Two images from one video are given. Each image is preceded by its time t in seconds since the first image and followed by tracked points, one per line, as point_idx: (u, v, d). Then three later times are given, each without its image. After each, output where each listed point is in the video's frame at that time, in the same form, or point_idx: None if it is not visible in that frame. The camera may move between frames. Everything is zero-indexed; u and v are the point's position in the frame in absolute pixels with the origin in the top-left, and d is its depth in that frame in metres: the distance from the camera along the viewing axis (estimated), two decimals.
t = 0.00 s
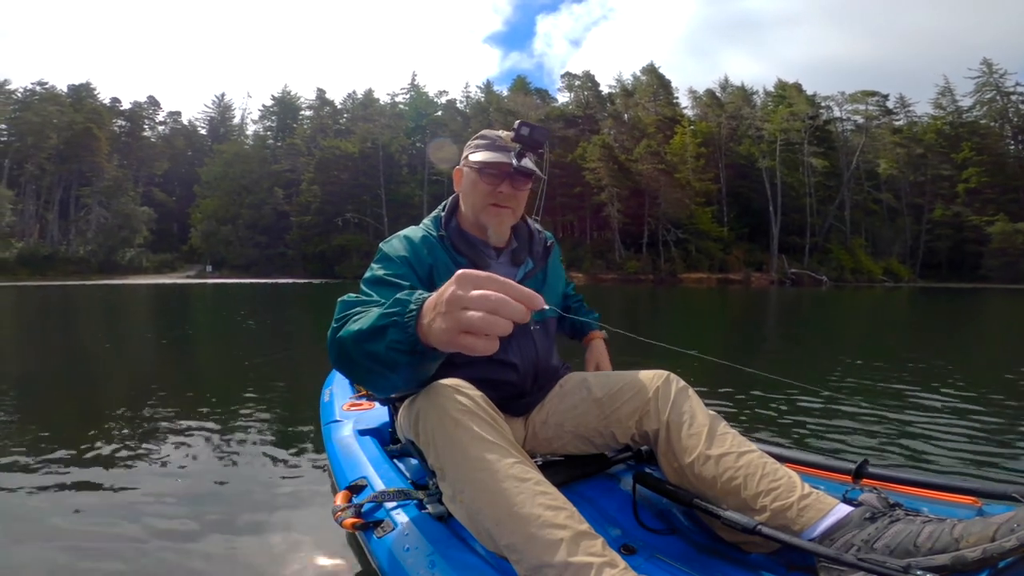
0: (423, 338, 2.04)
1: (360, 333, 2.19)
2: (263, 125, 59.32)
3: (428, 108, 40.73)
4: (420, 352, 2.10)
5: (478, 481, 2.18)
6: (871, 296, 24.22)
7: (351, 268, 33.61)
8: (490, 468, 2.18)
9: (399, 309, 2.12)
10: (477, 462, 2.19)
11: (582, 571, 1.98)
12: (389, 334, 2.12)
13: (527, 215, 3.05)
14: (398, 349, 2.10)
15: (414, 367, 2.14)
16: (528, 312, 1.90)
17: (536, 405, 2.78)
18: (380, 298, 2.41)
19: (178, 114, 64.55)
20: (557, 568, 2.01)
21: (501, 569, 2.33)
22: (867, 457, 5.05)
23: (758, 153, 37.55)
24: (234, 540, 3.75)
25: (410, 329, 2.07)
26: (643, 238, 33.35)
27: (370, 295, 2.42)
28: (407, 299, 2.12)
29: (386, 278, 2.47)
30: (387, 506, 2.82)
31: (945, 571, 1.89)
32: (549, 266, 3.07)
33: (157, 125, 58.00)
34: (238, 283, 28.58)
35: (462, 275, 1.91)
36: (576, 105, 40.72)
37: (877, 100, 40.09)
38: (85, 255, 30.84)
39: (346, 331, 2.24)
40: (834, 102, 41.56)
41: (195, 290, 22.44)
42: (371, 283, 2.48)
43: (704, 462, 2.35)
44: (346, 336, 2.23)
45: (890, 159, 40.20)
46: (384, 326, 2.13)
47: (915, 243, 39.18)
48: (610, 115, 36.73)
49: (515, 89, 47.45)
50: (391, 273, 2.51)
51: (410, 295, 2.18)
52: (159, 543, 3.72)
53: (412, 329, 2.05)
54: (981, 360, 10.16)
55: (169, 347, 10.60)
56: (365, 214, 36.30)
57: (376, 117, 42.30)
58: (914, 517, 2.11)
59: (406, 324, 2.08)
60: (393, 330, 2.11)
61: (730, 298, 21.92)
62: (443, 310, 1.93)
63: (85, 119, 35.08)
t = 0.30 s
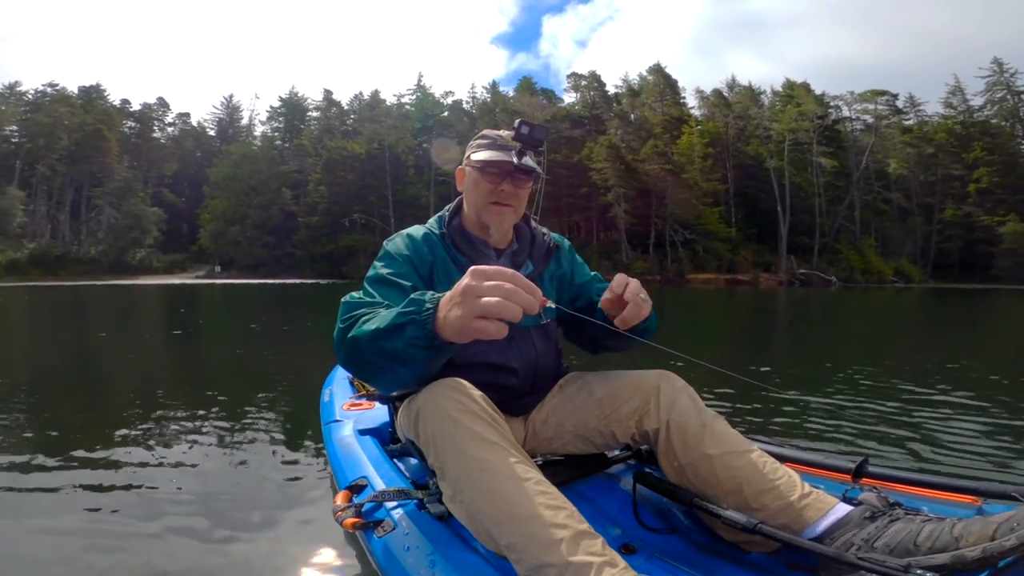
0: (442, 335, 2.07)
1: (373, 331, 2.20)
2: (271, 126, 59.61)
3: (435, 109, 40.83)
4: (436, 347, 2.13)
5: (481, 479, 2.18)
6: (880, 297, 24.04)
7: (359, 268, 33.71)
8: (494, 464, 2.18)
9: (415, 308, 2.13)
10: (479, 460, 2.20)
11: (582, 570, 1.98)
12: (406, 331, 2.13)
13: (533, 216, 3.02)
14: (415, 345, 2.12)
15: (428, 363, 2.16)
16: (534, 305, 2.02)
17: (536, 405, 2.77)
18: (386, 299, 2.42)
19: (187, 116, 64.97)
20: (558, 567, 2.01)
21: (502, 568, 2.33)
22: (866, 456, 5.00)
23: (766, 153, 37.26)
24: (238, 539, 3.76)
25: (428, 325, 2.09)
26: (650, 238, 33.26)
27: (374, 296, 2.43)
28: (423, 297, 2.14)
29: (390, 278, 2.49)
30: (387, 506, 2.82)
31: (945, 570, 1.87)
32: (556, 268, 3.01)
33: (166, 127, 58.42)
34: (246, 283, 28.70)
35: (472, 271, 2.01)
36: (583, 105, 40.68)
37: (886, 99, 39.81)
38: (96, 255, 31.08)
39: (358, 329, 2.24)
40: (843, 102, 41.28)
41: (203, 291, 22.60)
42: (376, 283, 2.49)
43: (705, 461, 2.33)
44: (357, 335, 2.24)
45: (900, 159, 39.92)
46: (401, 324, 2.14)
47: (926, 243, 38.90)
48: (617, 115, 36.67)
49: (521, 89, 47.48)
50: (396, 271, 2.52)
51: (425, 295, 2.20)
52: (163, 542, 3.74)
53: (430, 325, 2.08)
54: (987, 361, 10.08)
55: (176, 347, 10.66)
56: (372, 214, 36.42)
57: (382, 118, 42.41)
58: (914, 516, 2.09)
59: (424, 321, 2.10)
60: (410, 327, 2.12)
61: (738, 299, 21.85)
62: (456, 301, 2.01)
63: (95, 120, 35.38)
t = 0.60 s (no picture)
0: (441, 341, 2.07)
1: (374, 334, 2.19)
2: (273, 127, 59.68)
3: (436, 108, 40.86)
4: (435, 352, 2.13)
5: (480, 483, 2.17)
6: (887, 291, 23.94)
7: (362, 268, 33.76)
8: (492, 467, 2.16)
9: (416, 314, 2.13)
10: (478, 462, 2.19)
11: (582, 571, 1.97)
12: (408, 337, 2.13)
13: (534, 216, 2.99)
14: (416, 350, 2.12)
15: (428, 367, 2.16)
16: (530, 304, 2.03)
17: (535, 407, 2.77)
18: (387, 302, 2.41)
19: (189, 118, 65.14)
20: (558, 568, 2.00)
21: (501, 569, 2.32)
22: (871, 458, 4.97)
23: (769, 148, 37.03)
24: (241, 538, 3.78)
25: (429, 331, 2.10)
26: (653, 234, 33.18)
27: (375, 298, 2.42)
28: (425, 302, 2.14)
29: (392, 278, 2.48)
30: (386, 506, 2.81)
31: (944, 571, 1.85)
32: (555, 268, 2.98)
33: (169, 129, 58.57)
34: (250, 285, 28.76)
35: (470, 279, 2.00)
36: (584, 102, 40.59)
37: (890, 92, 39.60)
38: (101, 258, 31.20)
39: (360, 334, 2.23)
40: (846, 95, 41.06)
41: (209, 293, 22.67)
42: (377, 284, 2.49)
43: (704, 462, 2.32)
44: (357, 340, 2.23)
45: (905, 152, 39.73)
46: (403, 331, 2.13)
47: (931, 237, 38.74)
48: (618, 111, 36.58)
49: (522, 87, 47.47)
50: (399, 271, 2.51)
51: (426, 300, 2.20)
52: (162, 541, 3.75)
53: (430, 331, 2.09)
54: (990, 354, 10.06)
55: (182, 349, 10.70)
56: (375, 214, 36.45)
57: (383, 118, 42.44)
58: (915, 517, 2.08)
59: (425, 327, 2.11)
60: (412, 334, 2.12)
61: (741, 295, 21.80)
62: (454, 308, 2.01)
63: (98, 123, 35.48)
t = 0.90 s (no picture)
0: (441, 333, 2.08)
1: (374, 326, 2.19)
2: (278, 127, 59.85)
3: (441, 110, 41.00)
4: (435, 346, 2.14)
5: (480, 481, 2.17)
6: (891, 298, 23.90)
7: (365, 269, 33.83)
8: (493, 465, 2.17)
9: (416, 306, 2.14)
10: (478, 460, 2.19)
11: (582, 571, 1.97)
12: (406, 329, 2.13)
13: (541, 218, 3.00)
14: (415, 343, 2.12)
15: (428, 362, 2.17)
16: (528, 290, 2.04)
17: (536, 407, 2.77)
18: (389, 297, 2.42)
19: (195, 117, 65.40)
20: (558, 567, 2.00)
21: (501, 568, 2.32)
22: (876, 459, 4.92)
23: (773, 154, 37.04)
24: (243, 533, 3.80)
25: (429, 323, 2.10)
26: (656, 239, 33.19)
27: (379, 293, 2.42)
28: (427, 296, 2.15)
29: (397, 274, 2.47)
30: (386, 506, 2.81)
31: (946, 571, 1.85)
32: (558, 269, 2.99)
33: (175, 127, 58.81)
34: (253, 284, 28.84)
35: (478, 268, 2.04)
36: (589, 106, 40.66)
37: (896, 100, 39.57)
38: (105, 256, 31.30)
39: (360, 325, 2.23)
40: (852, 102, 41.05)
41: (212, 292, 22.75)
42: (382, 280, 2.48)
43: (704, 462, 2.32)
44: (358, 331, 2.23)
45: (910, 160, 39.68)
46: (402, 322, 2.14)
47: (935, 245, 38.67)
48: (623, 116, 36.61)
49: (528, 90, 47.61)
50: (403, 268, 2.52)
51: (426, 295, 2.21)
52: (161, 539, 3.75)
53: (430, 324, 2.10)
54: (991, 363, 10.04)
55: (184, 347, 10.72)
56: (378, 215, 36.51)
57: (389, 119, 42.56)
58: (915, 517, 2.08)
59: (425, 319, 2.11)
60: (411, 326, 2.13)
61: (744, 301, 21.79)
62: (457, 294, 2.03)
63: (105, 121, 35.66)
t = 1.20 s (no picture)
0: (408, 324, 2.07)
1: (351, 323, 2.19)
2: (280, 127, 59.90)
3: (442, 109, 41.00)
4: (406, 340, 2.12)
5: (477, 481, 2.16)
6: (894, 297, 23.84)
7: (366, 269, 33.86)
8: (491, 466, 2.16)
9: (385, 300, 2.13)
10: (476, 461, 2.18)
11: (582, 571, 1.96)
12: (377, 323, 2.12)
13: (541, 218, 3.00)
14: (385, 338, 2.11)
15: (400, 356, 2.15)
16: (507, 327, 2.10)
17: (535, 407, 2.76)
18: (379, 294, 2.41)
19: (197, 117, 65.51)
20: (558, 568, 1.99)
21: (501, 568, 2.32)
22: (880, 459, 4.94)
23: (775, 152, 36.97)
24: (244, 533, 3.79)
25: (397, 318, 2.08)
26: (658, 238, 33.15)
27: (370, 291, 2.41)
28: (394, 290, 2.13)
29: (391, 272, 2.47)
30: (386, 506, 2.80)
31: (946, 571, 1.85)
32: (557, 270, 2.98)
33: (176, 128, 58.89)
34: (255, 284, 28.86)
35: (491, 273, 1.94)
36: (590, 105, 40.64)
37: (898, 97, 39.50)
38: (107, 256, 31.32)
39: (340, 323, 2.23)
40: (854, 101, 40.99)
41: (213, 292, 22.77)
42: (376, 279, 2.47)
43: (704, 462, 2.31)
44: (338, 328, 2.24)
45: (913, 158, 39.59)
46: (373, 316, 2.14)
47: (938, 244, 38.62)
48: (624, 114, 36.57)
49: (528, 90, 47.65)
50: (398, 267, 2.51)
51: (397, 288, 2.20)
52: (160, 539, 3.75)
53: (397, 317, 2.07)
54: (990, 362, 10.04)
55: (185, 347, 10.73)
56: (380, 215, 36.52)
57: (390, 119, 42.59)
58: (915, 517, 2.07)
59: (393, 313, 2.09)
60: (381, 320, 2.12)
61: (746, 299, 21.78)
62: (474, 314, 1.96)
63: (106, 122, 35.75)
